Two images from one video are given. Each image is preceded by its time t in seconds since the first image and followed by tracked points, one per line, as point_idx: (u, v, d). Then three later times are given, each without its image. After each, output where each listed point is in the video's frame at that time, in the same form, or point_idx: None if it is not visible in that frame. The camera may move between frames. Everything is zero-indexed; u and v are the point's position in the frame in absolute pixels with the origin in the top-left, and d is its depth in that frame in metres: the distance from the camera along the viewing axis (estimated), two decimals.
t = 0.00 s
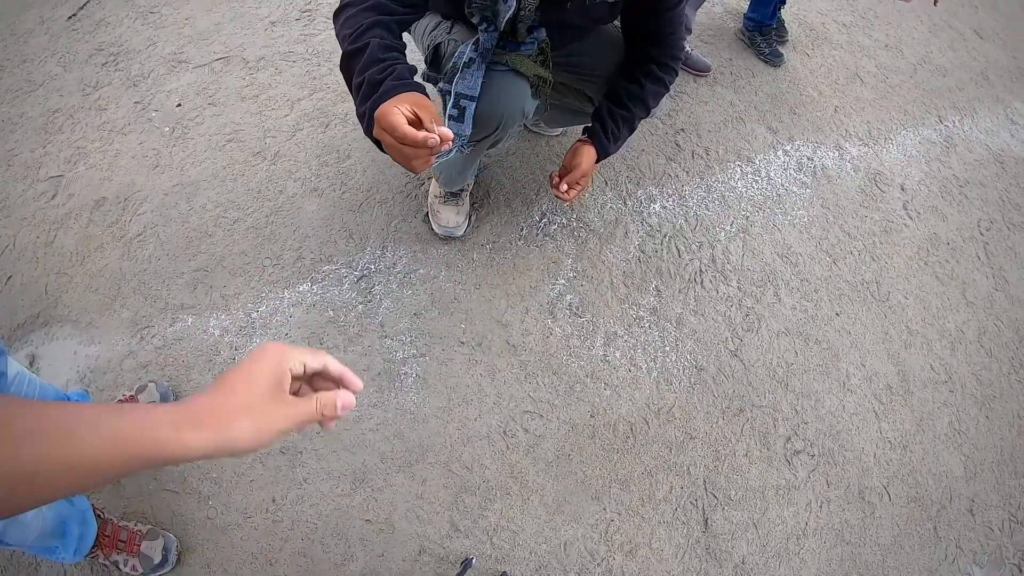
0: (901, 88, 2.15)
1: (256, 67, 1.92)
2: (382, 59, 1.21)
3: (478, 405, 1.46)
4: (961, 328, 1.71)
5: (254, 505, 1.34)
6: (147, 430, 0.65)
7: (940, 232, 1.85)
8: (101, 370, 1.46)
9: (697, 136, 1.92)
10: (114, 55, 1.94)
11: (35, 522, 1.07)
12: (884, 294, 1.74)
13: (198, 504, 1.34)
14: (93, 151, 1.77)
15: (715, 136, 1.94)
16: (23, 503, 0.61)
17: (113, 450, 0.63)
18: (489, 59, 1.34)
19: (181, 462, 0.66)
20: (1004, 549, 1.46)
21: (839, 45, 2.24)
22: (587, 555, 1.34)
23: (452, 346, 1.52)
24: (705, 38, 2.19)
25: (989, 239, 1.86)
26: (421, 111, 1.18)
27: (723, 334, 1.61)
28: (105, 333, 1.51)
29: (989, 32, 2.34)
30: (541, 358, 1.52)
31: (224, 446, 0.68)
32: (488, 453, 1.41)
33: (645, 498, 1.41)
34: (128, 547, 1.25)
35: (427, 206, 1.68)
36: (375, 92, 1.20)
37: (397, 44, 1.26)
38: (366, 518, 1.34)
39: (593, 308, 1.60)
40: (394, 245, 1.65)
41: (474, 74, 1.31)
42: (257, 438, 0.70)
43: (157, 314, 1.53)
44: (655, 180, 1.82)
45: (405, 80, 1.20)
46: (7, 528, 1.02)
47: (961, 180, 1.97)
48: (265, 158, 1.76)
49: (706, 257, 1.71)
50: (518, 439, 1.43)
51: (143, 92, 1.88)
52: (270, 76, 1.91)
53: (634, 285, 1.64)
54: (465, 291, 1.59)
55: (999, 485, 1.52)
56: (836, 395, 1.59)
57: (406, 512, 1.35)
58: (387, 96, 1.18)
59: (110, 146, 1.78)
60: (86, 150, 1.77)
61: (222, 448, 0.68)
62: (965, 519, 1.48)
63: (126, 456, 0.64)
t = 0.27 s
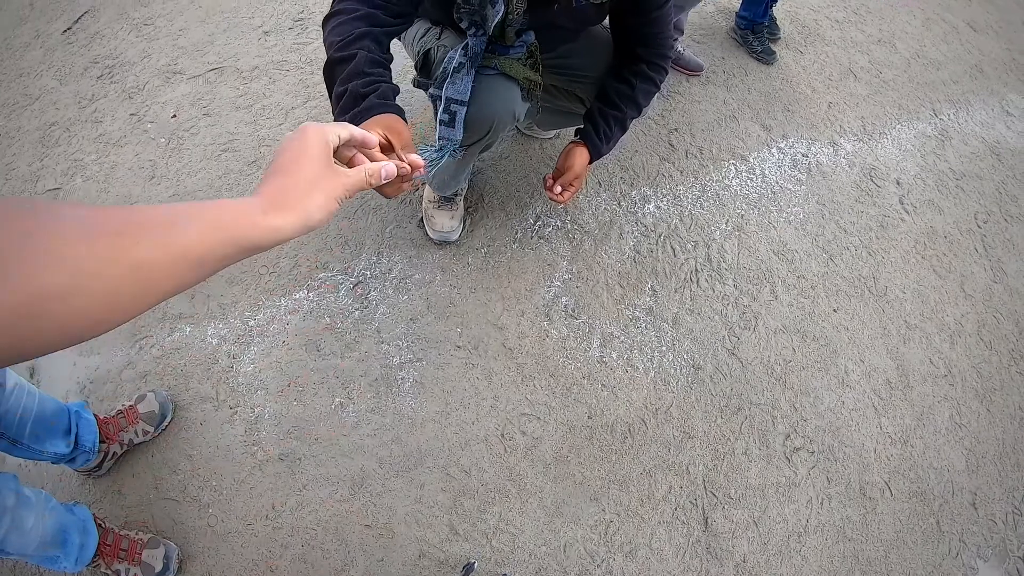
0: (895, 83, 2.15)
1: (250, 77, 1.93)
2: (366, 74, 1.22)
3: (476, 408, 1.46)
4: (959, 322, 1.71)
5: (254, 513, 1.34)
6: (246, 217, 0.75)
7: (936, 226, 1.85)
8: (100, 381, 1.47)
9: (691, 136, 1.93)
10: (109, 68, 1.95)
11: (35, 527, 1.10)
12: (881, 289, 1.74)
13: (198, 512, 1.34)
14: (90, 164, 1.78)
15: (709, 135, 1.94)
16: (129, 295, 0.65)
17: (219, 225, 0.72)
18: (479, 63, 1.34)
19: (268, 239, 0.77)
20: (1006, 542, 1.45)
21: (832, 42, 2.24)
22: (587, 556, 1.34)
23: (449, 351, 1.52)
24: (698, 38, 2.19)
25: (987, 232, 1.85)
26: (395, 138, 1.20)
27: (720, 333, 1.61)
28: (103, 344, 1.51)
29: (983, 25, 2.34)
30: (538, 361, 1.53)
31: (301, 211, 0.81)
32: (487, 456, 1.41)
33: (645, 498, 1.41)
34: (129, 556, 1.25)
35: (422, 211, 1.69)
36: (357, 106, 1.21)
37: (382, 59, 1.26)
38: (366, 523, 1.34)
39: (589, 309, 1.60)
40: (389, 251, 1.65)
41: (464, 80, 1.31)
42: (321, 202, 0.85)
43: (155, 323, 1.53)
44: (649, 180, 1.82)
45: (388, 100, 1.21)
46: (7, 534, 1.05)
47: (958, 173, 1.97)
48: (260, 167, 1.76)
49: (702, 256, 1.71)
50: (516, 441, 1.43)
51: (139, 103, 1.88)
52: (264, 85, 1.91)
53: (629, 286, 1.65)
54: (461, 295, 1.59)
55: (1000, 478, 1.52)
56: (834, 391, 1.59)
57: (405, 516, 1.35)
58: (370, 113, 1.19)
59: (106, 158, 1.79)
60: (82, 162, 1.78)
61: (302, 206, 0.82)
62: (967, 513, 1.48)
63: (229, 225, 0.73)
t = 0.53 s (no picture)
0: (890, 79, 2.15)
1: (245, 82, 1.93)
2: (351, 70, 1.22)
3: (473, 410, 1.46)
4: (958, 317, 1.71)
5: (252, 516, 1.35)
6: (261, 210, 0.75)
7: (934, 222, 1.85)
8: (98, 387, 1.47)
9: (686, 135, 1.93)
10: (105, 75, 1.96)
11: (34, 530, 1.10)
12: (878, 286, 1.73)
13: (196, 516, 1.35)
14: (87, 170, 1.78)
15: (704, 134, 1.94)
16: (151, 287, 0.64)
17: (238, 219, 0.72)
18: (469, 65, 1.34)
19: (281, 233, 0.77)
20: (1007, 538, 1.45)
21: (826, 39, 2.24)
22: (586, 556, 1.34)
23: (445, 352, 1.52)
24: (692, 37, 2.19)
25: (984, 227, 1.85)
26: (371, 135, 1.18)
27: (716, 331, 1.61)
28: (101, 349, 1.51)
29: (978, 21, 2.34)
30: (535, 361, 1.53)
31: (311, 207, 0.82)
32: (484, 457, 1.41)
33: (643, 497, 1.41)
34: (128, 560, 1.25)
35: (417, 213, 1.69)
36: (338, 102, 1.20)
37: (367, 58, 1.27)
38: (364, 526, 1.34)
39: (585, 310, 1.61)
40: (384, 253, 1.65)
41: (456, 82, 1.32)
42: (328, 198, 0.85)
43: (152, 329, 1.54)
44: (645, 180, 1.82)
45: (369, 99, 1.21)
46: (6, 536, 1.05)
47: (954, 168, 1.97)
48: (256, 172, 1.77)
49: (698, 255, 1.71)
50: (513, 442, 1.43)
51: (135, 110, 1.89)
52: (259, 90, 1.92)
53: (625, 285, 1.65)
54: (457, 297, 1.59)
55: (1000, 473, 1.52)
56: (832, 388, 1.58)
57: (403, 519, 1.35)
58: (351, 110, 1.18)
59: (103, 164, 1.79)
60: (79, 168, 1.78)
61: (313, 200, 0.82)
62: (967, 508, 1.48)
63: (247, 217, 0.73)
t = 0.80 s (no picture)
0: (889, 76, 2.15)
1: (243, 82, 1.93)
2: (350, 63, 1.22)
3: (472, 408, 1.46)
4: (957, 313, 1.71)
5: (251, 516, 1.34)
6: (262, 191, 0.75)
7: (933, 218, 1.85)
8: (96, 386, 1.47)
9: (684, 133, 1.93)
10: (103, 75, 1.96)
11: (33, 529, 1.10)
12: (878, 282, 1.73)
13: (195, 515, 1.34)
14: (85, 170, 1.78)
15: (702, 132, 1.94)
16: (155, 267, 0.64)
17: (240, 199, 0.72)
18: (465, 61, 1.34)
19: (282, 213, 0.77)
20: (1008, 534, 1.45)
21: (824, 37, 2.24)
22: (586, 554, 1.34)
23: (445, 351, 1.52)
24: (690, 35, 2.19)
25: (983, 223, 1.85)
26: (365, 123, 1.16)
27: (716, 328, 1.61)
28: (100, 349, 1.51)
29: (976, 17, 2.34)
30: (534, 359, 1.52)
31: (309, 188, 0.83)
32: (484, 455, 1.41)
33: (643, 495, 1.41)
34: (127, 560, 1.24)
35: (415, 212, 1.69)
36: (334, 92, 1.20)
37: (362, 51, 1.27)
38: (363, 524, 1.34)
39: (584, 307, 1.60)
40: (383, 252, 1.65)
41: (450, 78, 1.31)
42: (326, 179, 0.86)
43: (151, 328, 1.53)
44: (643, 177, 1.82)
45: (366, 89, 1.20)
46: (4, 535, 1.05)
47: (953, 165, 1.97)
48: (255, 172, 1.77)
49: (697, 252, 1.71)
50: (513, 440, 1.43)
51: (133, 110, 1.89)
52: (257, 90, 1.92)
53: (624, 283, 1.64)
54: (455, 295, 1.59)
55: (1001, 469, 1.52)
56: (832, 385, 1.58)
57: (403, 517, 1.35)
58: (347, 100, 1.18)
59: (101, 164, 1.79)
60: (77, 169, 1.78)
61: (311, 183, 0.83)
62: (968, 504, 1.47)
63: (249, 196, 0.73)
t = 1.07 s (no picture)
0: (889, 79, 2.16)
1: (245, 83, 1.94)
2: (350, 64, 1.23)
3: (472, 409, 1.47)
4: (956, 316, 1.71)
5: (251, 515, 1.35)
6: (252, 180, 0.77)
7: (932, 221, 1.86)
8: (98, 386, 1.48)
9: (685, 135, 1.93)
10: (105, 76, 1.96)
11: (35, 529, 1.11)
12: (877, 284, 1.74)
13: (196, 515, 1.35)
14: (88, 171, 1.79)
15: (702, 134, 1.94)
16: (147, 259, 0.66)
17: (226, 189, 0.74)
18: (466, 66, 1.35)
19: (270, 197, 0.79)
20: (1006, 536, 1.45)
21: (825, 39, 2.24)
22: (585, 555, 1.34)
23: (445, 352, 1.53)
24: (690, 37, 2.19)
25: (983, 226, 1.86)
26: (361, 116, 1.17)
27: (715, 330, 1.62)
28: (102, 349, 1.52)
29: (976, 20, 2.35)
30: (534, 361, 1.53)
31: (299, 168, 0.84)
32: (484, 456, 1.42)
33: (642, 496, 1.41)
34: (128, 559, 1.25)
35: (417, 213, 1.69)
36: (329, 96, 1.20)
37: (361, 54, 1.27)
38: (364, 524, 1.34)
39: (584, 309, 1.61)
40: (384, 254, 1.66)
41: (452, 83, 1.32)
42: (317, 157, 0.87)
43: (152, 329, 1.54)
44: (643, 180, 1.82)
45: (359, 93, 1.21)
46: (7, 534, 1.06)
47: (953, 167, 1.97)
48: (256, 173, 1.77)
49: (697, 254, 1.71)
50: (513, 441, 1.44)
51: (135, 111, 1.90)
52: (259, 91, 1.93)
53: (624, 285, 1.65)
54: (456, 296, 1.60)
55: (999, 471, 1.52)
56: (831, 387, 1.59)
57: (403, 518, 1.35)
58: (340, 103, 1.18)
59: (103, 165, 1.80)
60: (80, 170, 1.79)
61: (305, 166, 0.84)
62: (965, 505, 1.48)
63: (238, 188, 0.75)
